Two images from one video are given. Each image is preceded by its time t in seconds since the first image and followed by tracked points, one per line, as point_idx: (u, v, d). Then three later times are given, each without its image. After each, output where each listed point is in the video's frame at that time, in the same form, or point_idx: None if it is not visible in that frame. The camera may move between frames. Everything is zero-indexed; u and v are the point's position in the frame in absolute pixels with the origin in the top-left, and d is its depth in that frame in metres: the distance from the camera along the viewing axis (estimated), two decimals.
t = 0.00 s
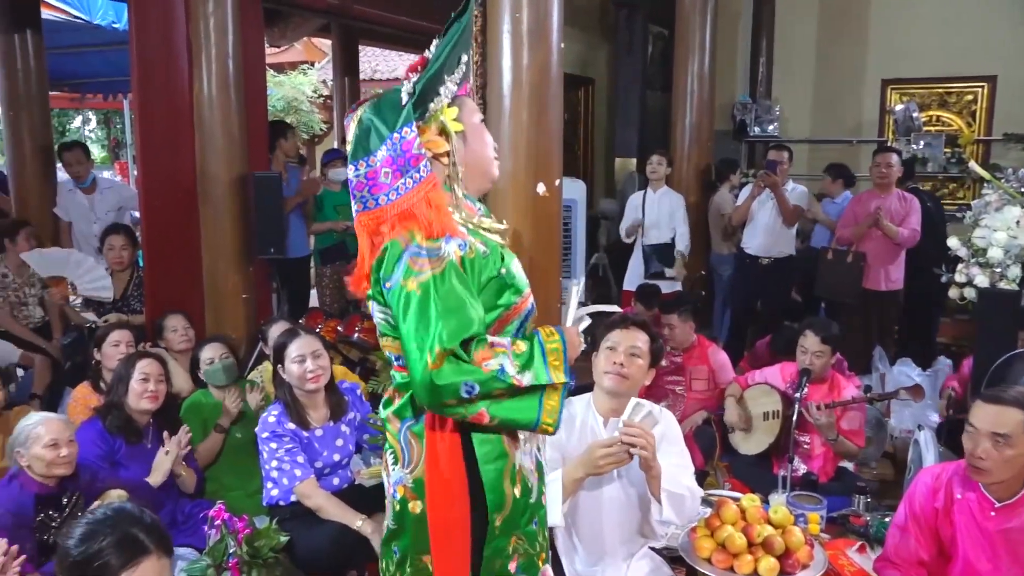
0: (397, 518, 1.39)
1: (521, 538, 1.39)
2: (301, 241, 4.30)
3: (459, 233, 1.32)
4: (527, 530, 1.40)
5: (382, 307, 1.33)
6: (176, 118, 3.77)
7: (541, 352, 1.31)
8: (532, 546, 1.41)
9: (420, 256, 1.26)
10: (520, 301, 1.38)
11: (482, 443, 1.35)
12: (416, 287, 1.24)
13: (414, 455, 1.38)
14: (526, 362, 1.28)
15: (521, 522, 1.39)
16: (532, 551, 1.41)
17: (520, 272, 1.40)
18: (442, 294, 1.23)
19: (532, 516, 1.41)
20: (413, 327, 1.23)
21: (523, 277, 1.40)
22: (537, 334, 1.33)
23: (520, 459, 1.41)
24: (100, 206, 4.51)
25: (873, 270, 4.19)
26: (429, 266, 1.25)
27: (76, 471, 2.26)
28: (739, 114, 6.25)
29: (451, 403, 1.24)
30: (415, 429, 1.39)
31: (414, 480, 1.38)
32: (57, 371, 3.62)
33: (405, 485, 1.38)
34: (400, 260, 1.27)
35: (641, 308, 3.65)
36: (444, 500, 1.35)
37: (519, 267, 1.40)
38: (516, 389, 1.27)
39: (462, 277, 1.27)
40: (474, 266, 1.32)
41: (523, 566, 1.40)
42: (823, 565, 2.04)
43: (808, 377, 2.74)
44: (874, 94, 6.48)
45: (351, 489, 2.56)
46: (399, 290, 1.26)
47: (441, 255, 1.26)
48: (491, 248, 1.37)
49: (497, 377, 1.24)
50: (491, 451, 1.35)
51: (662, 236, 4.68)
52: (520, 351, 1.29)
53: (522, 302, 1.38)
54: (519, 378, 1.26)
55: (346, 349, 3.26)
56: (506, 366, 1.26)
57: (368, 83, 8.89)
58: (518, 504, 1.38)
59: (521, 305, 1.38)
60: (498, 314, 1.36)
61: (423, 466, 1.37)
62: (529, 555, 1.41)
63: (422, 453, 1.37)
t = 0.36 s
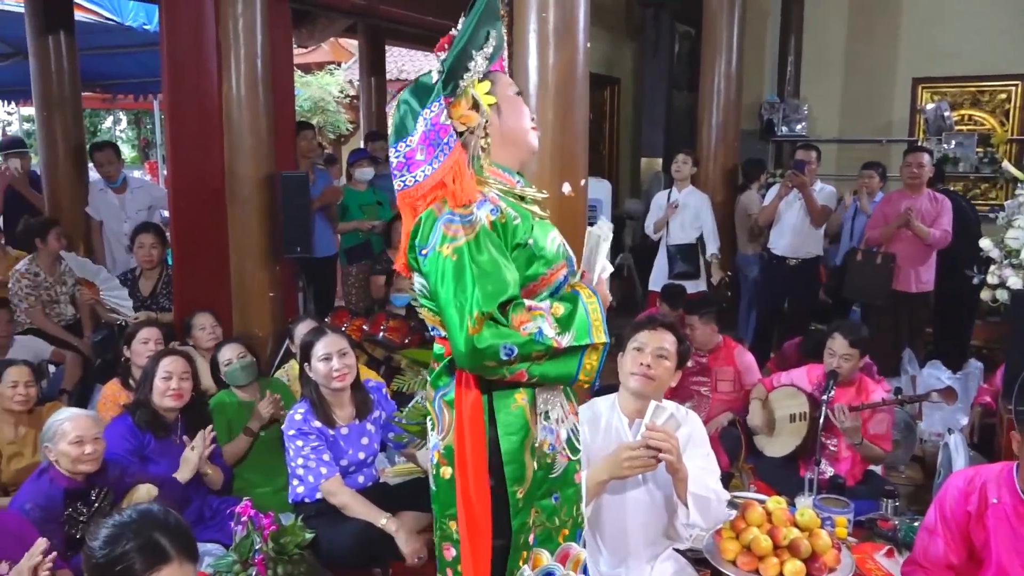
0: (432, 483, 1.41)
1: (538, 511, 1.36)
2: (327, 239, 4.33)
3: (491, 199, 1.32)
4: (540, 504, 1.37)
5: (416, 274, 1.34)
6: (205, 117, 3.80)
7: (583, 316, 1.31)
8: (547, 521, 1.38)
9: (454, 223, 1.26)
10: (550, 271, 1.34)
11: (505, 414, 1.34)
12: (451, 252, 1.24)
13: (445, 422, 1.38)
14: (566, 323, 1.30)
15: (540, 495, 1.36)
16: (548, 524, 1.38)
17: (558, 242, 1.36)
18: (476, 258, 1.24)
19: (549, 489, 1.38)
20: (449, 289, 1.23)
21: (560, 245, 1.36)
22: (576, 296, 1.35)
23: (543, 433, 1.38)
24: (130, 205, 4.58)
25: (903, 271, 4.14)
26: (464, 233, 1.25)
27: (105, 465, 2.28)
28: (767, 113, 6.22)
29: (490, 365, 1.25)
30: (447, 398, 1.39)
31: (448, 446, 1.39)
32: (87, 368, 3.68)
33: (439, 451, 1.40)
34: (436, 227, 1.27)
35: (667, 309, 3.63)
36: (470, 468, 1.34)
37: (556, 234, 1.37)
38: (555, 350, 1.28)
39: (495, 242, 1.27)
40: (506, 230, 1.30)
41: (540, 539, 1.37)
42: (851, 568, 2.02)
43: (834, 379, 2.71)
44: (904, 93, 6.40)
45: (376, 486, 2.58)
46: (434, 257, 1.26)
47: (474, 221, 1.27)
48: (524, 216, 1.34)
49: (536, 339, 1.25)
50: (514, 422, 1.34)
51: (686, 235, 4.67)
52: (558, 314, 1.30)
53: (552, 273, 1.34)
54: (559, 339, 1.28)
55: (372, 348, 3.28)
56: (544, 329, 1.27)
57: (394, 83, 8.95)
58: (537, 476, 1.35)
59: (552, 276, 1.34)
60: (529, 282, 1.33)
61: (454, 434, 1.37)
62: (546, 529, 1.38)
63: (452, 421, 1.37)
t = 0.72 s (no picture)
0: (459, 489, 1.43)
1: (569, 513, 1.38)
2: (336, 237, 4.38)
3: (492, 206, 1.34)
4: (576, 506, 1.39)
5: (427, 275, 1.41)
6: (217, 117, 3.80)
7: (566, 334, 1.31)
8: (587, 522, 1.40)
9: (450, 226, 1.32)
10: (553, 278, 1.34)
11: (512, 421, 1.36)
12: (441, 255, 1.30)
13: (464, 430, 1.40)
14: (543, 340, 1.29)
15: (566, 498, 1.39)
16: (589, 526, 1.40)
17: (561, 251, 1.36)
18: (460, 263, 1.28)
19: (581, 490, 1.40)
20: (435, 288, 1.29)
21: (564, 255, 1.37)
22: (566, 312, 1.33)
23: (559, 438, 1.41)
24: (143, 205, 4.61)
25: (917, 271, 4.12)
26: (455, 238, 1.30)
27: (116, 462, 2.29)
28: (780, 112, 6.18)
29: (458, 368, 1.28)
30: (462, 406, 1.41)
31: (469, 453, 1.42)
32: (100, 367, 3.70)
33: (462, 456, 1.42)
34: (435, 230, 1.33)
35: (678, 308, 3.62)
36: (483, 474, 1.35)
37: (562, 244, 1.38)
38: (524, 364, 1.29)
39: (485, 249, 1.30)
40: (503, 239, 1.33)
41: (584, 541, 1.40)
42: (863, 570, 2.01)
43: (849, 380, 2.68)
44: (918, 92, 6.35)
45: (387, 485, 2.58)
46: (431, 257, 1.33)
47: (466, 227, 1.31)
48: (527, 224, 1.36)
49: (503, 352, 1.26)
50: (522, 428, 1.36)
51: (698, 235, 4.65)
52: (540, 328, 1.29)
53: (555, 280, 1.34)
54: (530, 355, 1.28)
55: (383, 348, 3.29)
56: (515, 343, 1.27)
57: (405, 83, 8.97)
58: (555, 482, 1.38)
59: (555, 282, 1.34)
60: (525, 290, 1.33)
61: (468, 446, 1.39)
62: (587, 529, 1.40)
63: (467, 431, 1.39)
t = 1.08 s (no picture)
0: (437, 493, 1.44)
1: (542, 522, 1.41)
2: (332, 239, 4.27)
3: (485, 219, 1.36)
4: (551, 516, 1.41)
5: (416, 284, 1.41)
6: (221, 117, 3.83)
7: (556, 346, 1.35)
8: (562, 534, 1.42)
9: (444, 238, 1.33)
10: (545, 288, 1.38)
11: (494, 426, 1.37)
12: (437, 266, 1.31)
13: (446, 433, 1.41)
14: (535, 350, 1.33)
15: (541, 507, 1.41)
16: (563, 537, 1.42)
17: (554, 263, 1.40)
18: (457, 276, 1.29)
19: (559, 501, 1.41)
20: (430, 300, 1.31)
21: (555, 267, 1.40)
22: (556, 322, 1.38)
23: (543, 446, 1.40)
24: (148, 205, 4.62)
25: (921, 271, 4.11)
26: (451, 249, 1.32)
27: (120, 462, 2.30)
28: (784, 112, 6.17)
29: (451, 376, 1.31)
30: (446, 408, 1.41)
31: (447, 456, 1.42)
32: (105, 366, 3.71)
33: (441, 460, 1.42)
34: (430, 241, 1.34)
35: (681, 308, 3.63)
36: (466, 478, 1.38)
37: (551, 257, 1.41)
38: (519, 373, 1.33)
39: (480, 262, 1.31)
40: (496, 252, 1.36)
41: (558, 551, 1.42)
42: (868, 571, 2.00)
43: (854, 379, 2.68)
44: (923, 91, 6.34)
45: (390, 485, 2.58)
46: (425, 269, 1.34)
47: (462, 239, 1.32)
48: (519, 237, 1.39)
49: (498, 362, 1.29)
50: (504, 433, 1.38)
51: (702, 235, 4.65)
52: (532, 338, 1.33)
53: (547, 290, 1.38)
54: (523, 365, 1.32)
55: (387, 347, 3.30)
56: (509, 353, 1.31)
57: (409, 83, 8.98)
58: (532, 488, 1.39)
59: (547, 292, 1.38)
60: (518, 299, 1.37)
61: (454, 446, 1.39)
62: (562, 541, 1.42)
63: (452, 433, 1.39)
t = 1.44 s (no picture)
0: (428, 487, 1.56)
1: (519, 522, 1.50)
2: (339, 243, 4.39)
3: (452, 228, 1.43)
4: (529, 517, 1.50)
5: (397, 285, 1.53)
6: (226, 117, 3.83)
7: (504, 359, 1.41)
8: (541, 534, 1.51)
9: (411, 244, 1.43)
10: (505, 300, 1.43)
11: (460, 428, 1.47)
12: (400, 271, 1.42)
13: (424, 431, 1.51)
14: (480, 360, 1.40)
15: (511, 507, 1.50)
16: (543, 538, 1.51)
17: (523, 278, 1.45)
18: (412, 284, 1.39)
19: (536, 502, 1.51)
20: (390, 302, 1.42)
21: (522, 280, 1.45)
22: (511, 335, 1.43)
23: (508, 449, 1.50)
24: (152, 204, 4.62)
25: (924, 271, 4.11)
26: (414, 255, 1.41)
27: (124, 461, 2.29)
28: (787, 111, 6.15)
29: (397, 372, 1.41)
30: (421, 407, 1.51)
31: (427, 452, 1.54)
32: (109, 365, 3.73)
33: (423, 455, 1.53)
34: (402, 246, 1.45)
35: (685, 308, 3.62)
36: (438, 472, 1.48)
37: (521, 271, 1.46)
38: (459, 379, 1.40)
39: (436, 271, 1.40)
40: (458, 262, 1.42)
41: (539, 552, 1.52)
42: (871, 571, 2.00)
43: (856, 379, 2.67)
44: (926, 90, 6.33)
45: (394, 485, 2.58)
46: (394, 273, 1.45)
47: (424, 247, 1.41)
48: (483, 249, 1.44)
49: (437, 366, 1.38)
50: (469, 436, 1.47)
51: (705, 234, 4.65)
52: (479, 348, 1.41)
53: (507, 302, 1.43)
54: (464, 373, 1.40)
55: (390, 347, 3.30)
56: (449, 359, 1.39)
57: (412, 82, 8.98)
58: (502, 489, 1.49)
59: (507, 305, 1.43)
60: (478, 310, 1.43)
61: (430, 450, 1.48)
62: (541, 543, 1.51)
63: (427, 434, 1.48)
